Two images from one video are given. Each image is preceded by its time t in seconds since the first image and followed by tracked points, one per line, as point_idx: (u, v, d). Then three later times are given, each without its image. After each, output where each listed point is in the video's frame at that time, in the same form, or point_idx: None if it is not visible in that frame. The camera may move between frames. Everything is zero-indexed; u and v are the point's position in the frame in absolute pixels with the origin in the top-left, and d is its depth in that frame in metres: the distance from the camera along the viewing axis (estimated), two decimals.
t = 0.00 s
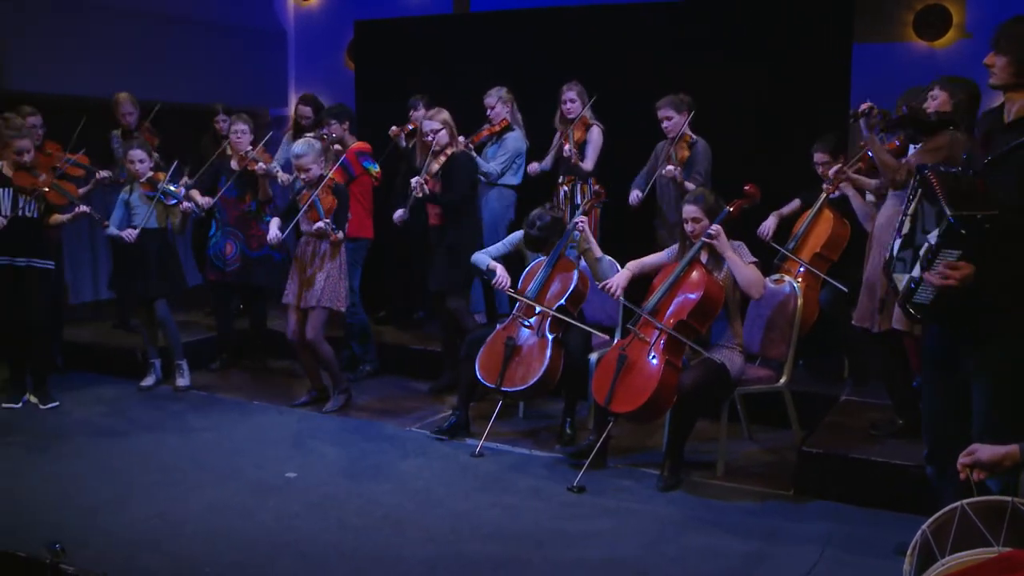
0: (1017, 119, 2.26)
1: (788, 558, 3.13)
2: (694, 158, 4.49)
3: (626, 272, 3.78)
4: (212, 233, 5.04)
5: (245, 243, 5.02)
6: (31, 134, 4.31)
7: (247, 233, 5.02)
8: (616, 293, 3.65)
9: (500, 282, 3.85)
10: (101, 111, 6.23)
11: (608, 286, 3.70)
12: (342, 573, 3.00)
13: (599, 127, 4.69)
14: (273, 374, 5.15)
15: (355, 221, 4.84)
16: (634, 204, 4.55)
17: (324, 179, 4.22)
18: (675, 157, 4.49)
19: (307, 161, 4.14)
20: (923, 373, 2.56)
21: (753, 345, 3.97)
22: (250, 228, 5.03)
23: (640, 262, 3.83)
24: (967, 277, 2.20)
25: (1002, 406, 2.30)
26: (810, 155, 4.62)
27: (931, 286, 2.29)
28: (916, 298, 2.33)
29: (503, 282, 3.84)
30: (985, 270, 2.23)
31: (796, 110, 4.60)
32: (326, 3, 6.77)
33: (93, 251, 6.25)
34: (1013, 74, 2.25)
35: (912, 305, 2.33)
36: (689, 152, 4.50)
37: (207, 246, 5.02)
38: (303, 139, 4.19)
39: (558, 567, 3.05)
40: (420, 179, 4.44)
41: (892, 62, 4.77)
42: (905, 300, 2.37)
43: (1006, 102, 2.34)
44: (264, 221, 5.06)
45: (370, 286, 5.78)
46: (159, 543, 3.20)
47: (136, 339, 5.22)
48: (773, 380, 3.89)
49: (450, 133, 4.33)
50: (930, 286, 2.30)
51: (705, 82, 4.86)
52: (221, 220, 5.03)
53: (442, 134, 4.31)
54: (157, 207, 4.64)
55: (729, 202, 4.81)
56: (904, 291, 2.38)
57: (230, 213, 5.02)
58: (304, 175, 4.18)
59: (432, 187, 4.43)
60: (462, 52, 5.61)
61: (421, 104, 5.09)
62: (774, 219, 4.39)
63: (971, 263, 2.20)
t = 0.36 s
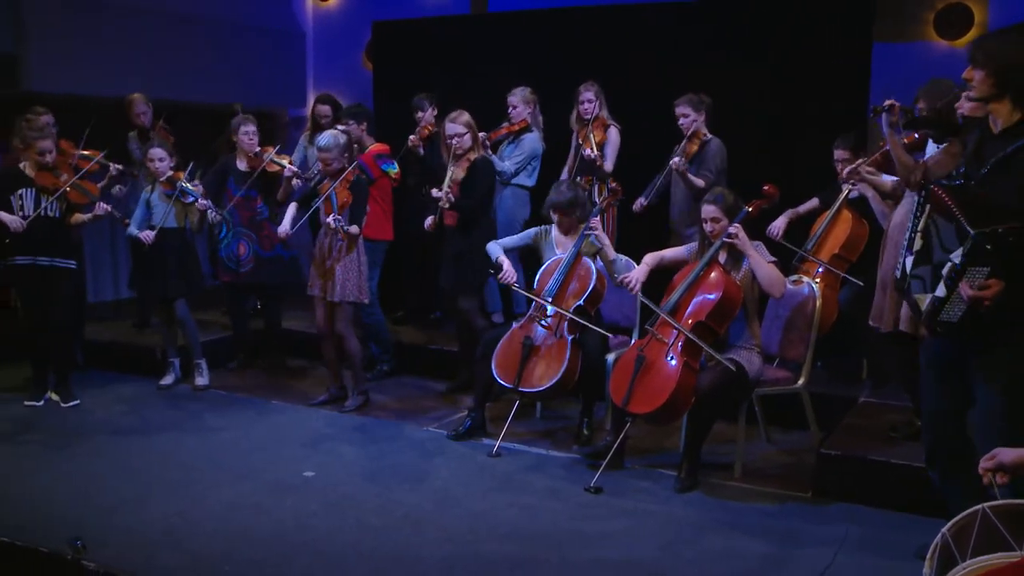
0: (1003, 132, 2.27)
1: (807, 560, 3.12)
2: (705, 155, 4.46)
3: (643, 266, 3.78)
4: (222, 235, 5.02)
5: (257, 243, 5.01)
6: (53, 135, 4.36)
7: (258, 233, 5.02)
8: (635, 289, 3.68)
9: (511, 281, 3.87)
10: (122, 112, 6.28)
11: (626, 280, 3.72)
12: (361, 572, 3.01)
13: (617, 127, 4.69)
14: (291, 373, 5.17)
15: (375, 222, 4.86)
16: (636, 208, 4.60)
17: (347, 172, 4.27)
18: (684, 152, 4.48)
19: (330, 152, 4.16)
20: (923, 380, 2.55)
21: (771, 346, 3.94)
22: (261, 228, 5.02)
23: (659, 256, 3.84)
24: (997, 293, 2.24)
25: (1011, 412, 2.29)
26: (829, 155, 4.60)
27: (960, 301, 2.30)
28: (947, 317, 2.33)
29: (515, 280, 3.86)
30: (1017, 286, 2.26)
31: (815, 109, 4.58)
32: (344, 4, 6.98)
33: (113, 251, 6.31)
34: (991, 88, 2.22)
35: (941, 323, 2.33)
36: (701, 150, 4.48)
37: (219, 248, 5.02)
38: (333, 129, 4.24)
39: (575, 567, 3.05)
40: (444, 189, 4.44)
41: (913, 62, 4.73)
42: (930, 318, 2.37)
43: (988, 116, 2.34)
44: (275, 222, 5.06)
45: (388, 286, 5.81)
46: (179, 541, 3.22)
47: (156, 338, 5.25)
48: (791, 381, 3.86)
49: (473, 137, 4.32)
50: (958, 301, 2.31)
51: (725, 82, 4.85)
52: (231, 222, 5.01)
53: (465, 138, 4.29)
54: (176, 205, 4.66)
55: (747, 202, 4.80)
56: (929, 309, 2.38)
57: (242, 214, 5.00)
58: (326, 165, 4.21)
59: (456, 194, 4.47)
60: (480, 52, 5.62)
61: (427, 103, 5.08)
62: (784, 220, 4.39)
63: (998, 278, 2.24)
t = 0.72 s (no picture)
0: None
1: (826, 563, 3.10)
2: (724, 151, 4.43)
3: (664, 267, 3.77)
4: (240, 237, 4.98)
5: (274, 243, 4.99)
6: (70, 132, 4.35)
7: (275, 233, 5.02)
8: (656, 286, 3.65)
9: (543, 282, 3.82)
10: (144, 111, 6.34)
11: (653, 280, 3.70)
12: (380, 570, 3.02)
13: (637, 128, 4.66)
14: (310, 372, 5.20)
15: (391, 223, 4.86)
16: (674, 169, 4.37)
17: (364, 169, 4.23)
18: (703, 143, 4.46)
19: (354, 146, 4.14)
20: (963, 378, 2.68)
21: (792, 347, 3.95)
22: (278, 228, 5.03)
23: (679, 257, 3.85)
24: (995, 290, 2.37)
25: None
26: (850, 155, 4.57)
27: (965, 299, 2.45)
28: (955, 312, 2.47)
29: (541, 279, 3.84)
30: (1020, 285, 2.41)
31: (837, 109, 4.55)
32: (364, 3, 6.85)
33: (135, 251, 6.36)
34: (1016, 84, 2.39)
35: (951, 318, 2.48)
36: (719, 147, 4.46)
37: (235, 249, 4.97)
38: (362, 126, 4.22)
39: (594, 568, 3.05)
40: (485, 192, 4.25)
41: (935, 61, 4.69)
42: (943, 313, 2.51)
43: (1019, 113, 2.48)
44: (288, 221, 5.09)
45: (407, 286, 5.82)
46: (199, 538, 3.24)
47: (176, 337, 5.29)
48: (811, 383, 3.84)
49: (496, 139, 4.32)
50: (963, 298, 2.46)
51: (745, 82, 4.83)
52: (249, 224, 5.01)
53: (489, 141, 4.28)
54: (197, 204, 4.70)
55: (767, 203, 4.77)
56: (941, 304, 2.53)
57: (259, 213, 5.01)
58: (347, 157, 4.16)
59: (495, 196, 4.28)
60: (500, 52, 5.63)
61: (430, 105, 5.09)
62: (820, 219, 4.36)
63: (998, 275, 2.38)
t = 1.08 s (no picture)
0: None
1: (847, 565, 3.08)
2: (744, 151, 4.41)
3: (687, 281, 3.77)
4: (264, 239, 4.99)
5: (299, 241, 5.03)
6: (88, 133, 4.38)
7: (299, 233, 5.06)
8: (678, 302, 3.66)
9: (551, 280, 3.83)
10: (166, 111, 6.38)
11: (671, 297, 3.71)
12: (399, 569, 3.02)
13: (665, 128, 4.66)
14: (329, 372, 5.21)
15: (408, 221, 4.80)
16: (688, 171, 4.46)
17: (381, 167, 4.20)
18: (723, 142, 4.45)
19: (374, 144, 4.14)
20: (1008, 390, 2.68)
21: (812, 349, 3.91)
22: (302, 228, 5.07)
23: (700, 269, 3.84)
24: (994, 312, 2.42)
25: None
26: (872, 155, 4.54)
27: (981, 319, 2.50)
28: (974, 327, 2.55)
29: (553, 279, 3.85)
30: None
31: (859, 110, 4.54)
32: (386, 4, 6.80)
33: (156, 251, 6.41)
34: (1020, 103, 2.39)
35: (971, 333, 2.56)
36: (741, 147, 4.44)
37: (260, 251, 4.98)
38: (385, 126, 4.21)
39: (613, 568, 3.05)
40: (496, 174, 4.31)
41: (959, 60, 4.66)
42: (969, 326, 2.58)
43: None
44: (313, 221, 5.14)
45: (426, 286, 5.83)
46: (220, 536, 3.26)
47: (197, 336, 5.31)
48: (832, 385, 3.82)
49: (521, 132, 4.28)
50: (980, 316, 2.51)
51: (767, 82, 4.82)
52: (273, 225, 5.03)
53: (514, 132, 4.25)
54: (219, 205, 4.76)
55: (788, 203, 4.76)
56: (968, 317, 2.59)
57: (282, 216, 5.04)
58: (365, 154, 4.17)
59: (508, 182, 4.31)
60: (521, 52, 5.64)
61: (447, 105, 5.04)
62: (838, 222, 4.34)
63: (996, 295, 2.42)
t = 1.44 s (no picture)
0: None
1: (869, 568, 3.06)
2: (771, 154, 4.38)
3: (698, 267, 3.73)
4: (290, 236, 5.04)
5: (324, 240, 5.09)
6: (110, 133, 4.39)
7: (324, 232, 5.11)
8: (692, 289, 3.62)
9: (573, 283, 3.83)
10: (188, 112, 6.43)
11: (681, 279, 3.68)
12: (418, 569, 3.02)
13: (690, 129, 4.64)
14: (349, 372, 5.24)
15: (425, 220, 4.72)
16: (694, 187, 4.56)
17: (398, 164, 4.20)
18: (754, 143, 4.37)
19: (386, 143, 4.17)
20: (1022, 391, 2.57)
21: (833, 350, 3.89)
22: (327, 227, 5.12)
23: (717, 259, 3.82)
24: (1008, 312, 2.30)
25: None
26: (895, 156, 4.52)
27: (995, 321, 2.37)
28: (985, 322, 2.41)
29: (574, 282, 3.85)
30: None
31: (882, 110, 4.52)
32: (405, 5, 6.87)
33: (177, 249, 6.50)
34: None
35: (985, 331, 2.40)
36: (767, 148, 4.42)
37: (286, 249, 5.03)
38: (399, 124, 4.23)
39: (633, 569, 3.03)
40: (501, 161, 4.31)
41: (984, 60, 4.63)
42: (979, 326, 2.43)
43: None
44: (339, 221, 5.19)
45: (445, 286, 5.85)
46: (240, 533, 3.27)
47: (218, 335, 5.35)
48: (854, 386, 3.79)
49: (552, 130, 4.27)
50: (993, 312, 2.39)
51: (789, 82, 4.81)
52: (297, 223, 5.06)
53: (544, 129, 4.24)
54: (239, 205, 4.74)
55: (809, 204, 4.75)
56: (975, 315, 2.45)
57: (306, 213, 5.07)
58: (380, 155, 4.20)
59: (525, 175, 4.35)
60: (542, 53, 5.65)
61: (470, 103, 5.06)
62: (854, 220, 4.31)
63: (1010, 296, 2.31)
